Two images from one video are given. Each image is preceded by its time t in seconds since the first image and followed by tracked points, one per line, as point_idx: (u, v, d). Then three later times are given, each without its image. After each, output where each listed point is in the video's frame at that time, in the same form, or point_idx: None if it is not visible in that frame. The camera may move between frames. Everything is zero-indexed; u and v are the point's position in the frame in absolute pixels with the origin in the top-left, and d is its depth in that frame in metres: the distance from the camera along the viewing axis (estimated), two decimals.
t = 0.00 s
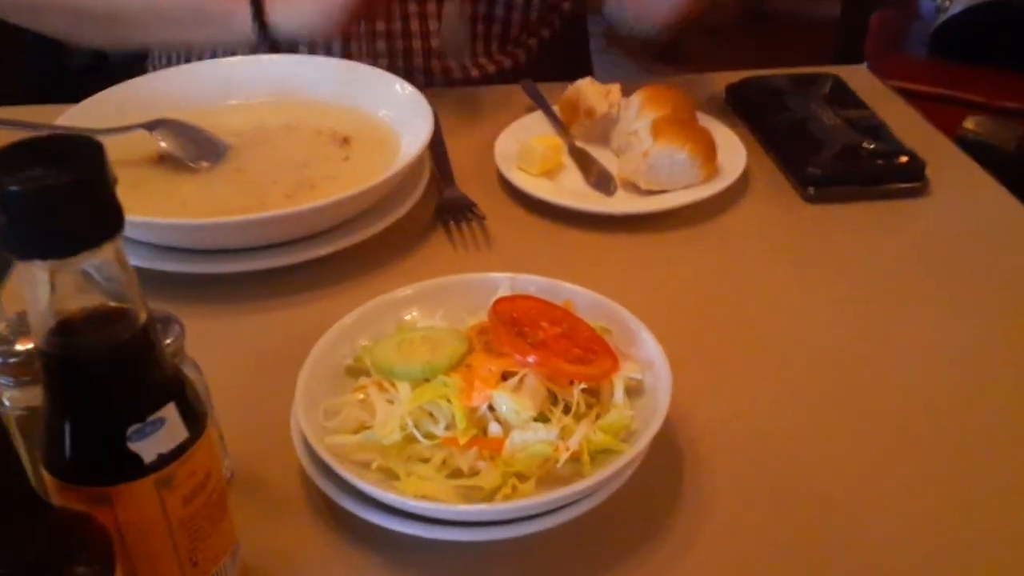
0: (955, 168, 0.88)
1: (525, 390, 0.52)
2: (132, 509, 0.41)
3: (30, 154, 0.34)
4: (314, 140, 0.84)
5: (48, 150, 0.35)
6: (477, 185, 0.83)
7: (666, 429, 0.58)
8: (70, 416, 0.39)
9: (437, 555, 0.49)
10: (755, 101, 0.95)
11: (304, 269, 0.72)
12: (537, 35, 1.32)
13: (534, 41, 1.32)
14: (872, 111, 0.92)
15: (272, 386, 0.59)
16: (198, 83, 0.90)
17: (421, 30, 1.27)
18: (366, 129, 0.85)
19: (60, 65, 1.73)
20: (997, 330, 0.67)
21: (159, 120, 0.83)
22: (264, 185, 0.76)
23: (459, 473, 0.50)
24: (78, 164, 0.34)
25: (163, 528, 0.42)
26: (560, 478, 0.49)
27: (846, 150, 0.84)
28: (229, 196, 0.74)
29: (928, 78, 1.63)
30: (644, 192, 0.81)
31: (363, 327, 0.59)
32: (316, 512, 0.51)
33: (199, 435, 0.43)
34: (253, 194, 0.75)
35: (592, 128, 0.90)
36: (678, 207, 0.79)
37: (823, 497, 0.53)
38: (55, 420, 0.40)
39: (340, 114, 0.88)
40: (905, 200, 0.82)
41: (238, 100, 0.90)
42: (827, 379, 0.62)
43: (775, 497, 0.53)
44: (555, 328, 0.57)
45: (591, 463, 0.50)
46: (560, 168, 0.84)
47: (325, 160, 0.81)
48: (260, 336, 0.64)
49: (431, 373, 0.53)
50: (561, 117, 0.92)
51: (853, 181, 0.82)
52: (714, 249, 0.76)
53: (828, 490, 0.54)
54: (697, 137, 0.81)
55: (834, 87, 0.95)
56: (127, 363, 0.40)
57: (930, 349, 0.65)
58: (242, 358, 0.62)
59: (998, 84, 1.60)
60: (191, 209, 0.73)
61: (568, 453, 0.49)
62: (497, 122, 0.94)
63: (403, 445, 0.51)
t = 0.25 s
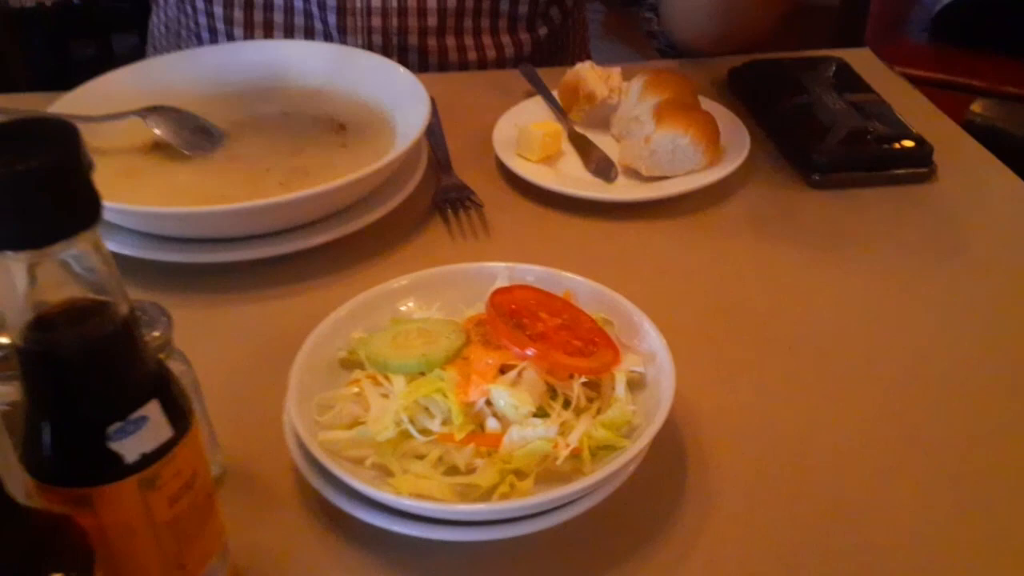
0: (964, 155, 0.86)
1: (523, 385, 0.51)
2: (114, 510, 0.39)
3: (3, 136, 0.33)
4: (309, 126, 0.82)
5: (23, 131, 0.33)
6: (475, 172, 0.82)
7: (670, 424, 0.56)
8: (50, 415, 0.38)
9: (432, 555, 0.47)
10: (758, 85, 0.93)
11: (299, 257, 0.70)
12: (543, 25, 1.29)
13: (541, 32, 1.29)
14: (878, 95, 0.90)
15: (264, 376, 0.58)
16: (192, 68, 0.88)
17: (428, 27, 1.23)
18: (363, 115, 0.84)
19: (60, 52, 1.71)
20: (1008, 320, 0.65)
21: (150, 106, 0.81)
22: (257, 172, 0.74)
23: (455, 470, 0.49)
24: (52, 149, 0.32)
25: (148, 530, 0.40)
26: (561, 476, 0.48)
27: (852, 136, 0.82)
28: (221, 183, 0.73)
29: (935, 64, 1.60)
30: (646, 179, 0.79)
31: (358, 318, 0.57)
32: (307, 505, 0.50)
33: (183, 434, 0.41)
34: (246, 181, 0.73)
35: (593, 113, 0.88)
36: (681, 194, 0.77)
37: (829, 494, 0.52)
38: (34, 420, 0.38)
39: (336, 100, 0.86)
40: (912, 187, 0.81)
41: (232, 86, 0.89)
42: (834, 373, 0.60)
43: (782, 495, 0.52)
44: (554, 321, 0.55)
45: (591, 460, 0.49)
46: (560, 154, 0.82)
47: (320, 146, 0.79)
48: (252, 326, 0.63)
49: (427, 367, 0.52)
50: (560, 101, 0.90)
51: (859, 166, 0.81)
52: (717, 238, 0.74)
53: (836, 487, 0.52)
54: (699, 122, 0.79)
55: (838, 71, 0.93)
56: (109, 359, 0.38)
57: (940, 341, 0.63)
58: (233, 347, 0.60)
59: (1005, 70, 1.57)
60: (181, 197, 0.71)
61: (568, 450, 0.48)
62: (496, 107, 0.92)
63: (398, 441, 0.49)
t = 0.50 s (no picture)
0: (971, 144, 0.84)
1: (522, 380, 0.49)
2: (99, 513, 0.37)
3: None
4: (302, 115, 0.80)
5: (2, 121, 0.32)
6: (474, 160, 0.80)
7: (673, 419, 0.55)
8: (33, 416, 0.37)
9: (429, 554, 0.46)
10: (762, 72, 0.92)
11: (293, 248, 0.69)
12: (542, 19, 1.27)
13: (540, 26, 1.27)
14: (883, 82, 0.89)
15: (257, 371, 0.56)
16: (188, 55, 0.86)
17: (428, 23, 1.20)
18: (359, 103, 0.82)
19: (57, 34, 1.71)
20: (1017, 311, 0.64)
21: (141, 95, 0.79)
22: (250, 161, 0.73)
23: (453, 467, 0.47)
24: (31, 138, 0.31)
25: (135, 532, 0.38)
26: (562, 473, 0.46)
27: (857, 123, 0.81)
28: (213, 172, 0.71)
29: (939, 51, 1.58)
30: (647, 167, 0.78)
31: (352, 311, 0.56)
32: (301, 502, 0.48)
33: (171, 433, 0.39)
34: (239, 171, 0.71)
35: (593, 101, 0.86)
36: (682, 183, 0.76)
37: (836, 491, 0.50)
38: (17, 420, 0.37)
39: (331, 88, 0.85)
40: (918, 175, 0.79)
41: (223, 75, 0.87)
42: (841, 367, 0.59)
43: (787, 492, 0.50)
44: (554, 313, 0.54)
45: (592, 457, 0.47)
46: (560, 142, 0.81)
47: (314, 135, 0.77)
48: (244, 317, 0.61)
49: (424, 361, 0.50)
50: (560, 89, 0.88)
51: (863, 155, 0.79)
52: (720, 228, 0.73)
53: (844, 483, 0.51)
54: (702, 109, 0.77)
55: (843, 58, 0.92)
56: (93, 357, 0.37)
57: (948, 333, 0.62)
58: (226, 341, 0.59)
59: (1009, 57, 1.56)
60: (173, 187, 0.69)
61: (569, 447, 0.47)
62: (495, 94, 0.90)
63: (394, 438, 0.48)
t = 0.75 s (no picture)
0: (975, 135, 0.83)
1: (522, 377, 0.48)
2: (89, 513, 0.37)
3: None
4: (299, 107, 0.79)
5: None
6: (471, 152, 0.79)
7: (674, 415, 0.54)
8: (19, 416, 0.36)
9: (427, 555, 0.45)
10: (764, 62, 0.91)
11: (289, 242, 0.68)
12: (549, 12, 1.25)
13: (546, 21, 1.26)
14: (887, 72, 0.88)
15: (253, 367, 0.55)
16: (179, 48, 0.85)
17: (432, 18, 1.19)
18: (356, 94, 0.81)
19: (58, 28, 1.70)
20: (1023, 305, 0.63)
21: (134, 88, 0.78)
22: (245, 154, 0.72)
23: (451, 466, 0.46)
24: (13, 130, 0.30)
25: (126, 534, 0.38)
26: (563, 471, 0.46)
27: (862, 114, 0.80)
28: (208, 165, 0.70)
29: (944, 42, 1.56)
30: (648, 159, 0.77)
31: (349, 307, 0.55)
32: (295, 500, 0.48)
33: (163, 431, 0.38)
34: (235, 164, 0.70)
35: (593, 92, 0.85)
36: (684, 175, 0.75)
37: (840, 488, 0.50)
38: (3, 420, 0.36)
39: (327, 79, 0.84)
40: (922, 167, 0.78)
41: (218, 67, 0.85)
42: (843, 361, 0.58)
43: (790, 489, 0.49)
44: (554, 309, 0.53)
45: (593, 455, 0.46)
46: (559, 134, 0.80)
47: (312, 127, 0.76)
48: (238, 313, 0.60)
49: (421, 358, 0.49)
50: (560, 79, 0.87)
51: (867, 146, 0.78)
52: (721, 221, 0.72)
53: (848, 479, 0.50)
54: (704, 100, 0.76)
55: (847, 47, 0.91)
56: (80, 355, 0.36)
57: (953, 328, 0.61)
58: (221, 337, 0.58)
59: (1014, 48, 1.54)
60: (168, 181, 0.68)
61: (569, 444, 0.46)
62: (494, 85, 0.89)
63: (392, 436, 0.47)
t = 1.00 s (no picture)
0: (978, 129, 0.83)
1: (520, 376, 0.48)
2: (81, 516, 0.36)
3: None
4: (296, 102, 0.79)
5: None
6: (470, 148, 0.79)
7: (675, 412, 0.54)
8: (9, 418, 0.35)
9: (426, 556, 0.45)
10: (765, 56, 0.90)
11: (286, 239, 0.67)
12: None
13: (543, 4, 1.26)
14: (889, 64, 0.87)
15: (249, 366, 0.55)
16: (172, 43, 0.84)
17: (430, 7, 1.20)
18: (353, 89, 0.80)
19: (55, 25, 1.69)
20: None
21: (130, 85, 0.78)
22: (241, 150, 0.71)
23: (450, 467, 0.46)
24: None
25: (120, 537, 0.37)
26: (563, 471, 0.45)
27: (864, 108, 0.79)
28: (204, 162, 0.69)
29: (945, 35, 1.55)
30: (648, 154, 0.76)
31: (346, 305, 0.55)
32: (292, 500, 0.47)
33: (157, 432, 0.38)
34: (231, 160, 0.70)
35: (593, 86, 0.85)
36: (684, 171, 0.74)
37: (843, 486, 0.49)
38: None
39: (325, 73, 0.83)
40: (924, 161, 0.78)
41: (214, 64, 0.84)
42: (846, 357, 0.58)
43: (792, 487, 0.49)
44: (554, 306, 0.53)
45: (592, 453, 0.46)
46: (559, 129, 0.79)
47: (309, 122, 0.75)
48: (235, 312, 0.60)
49: (419, 357, 0.49)
50: (559, 73, 0.86)
51: (869, 140, 0.78)
52: (723, 216, 0.71)
53: (850, 476, 0.50)
54: (705, 95, 0.76)
55: (848, 40, 0.90)
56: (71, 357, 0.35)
57: (958, 323, 0.60)
58: (217, 336, 0.57)
59: (1015, 40, 1.53)
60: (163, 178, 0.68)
61: (568, 443, 0.45)
62: (492, 79, 0.89)
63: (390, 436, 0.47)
